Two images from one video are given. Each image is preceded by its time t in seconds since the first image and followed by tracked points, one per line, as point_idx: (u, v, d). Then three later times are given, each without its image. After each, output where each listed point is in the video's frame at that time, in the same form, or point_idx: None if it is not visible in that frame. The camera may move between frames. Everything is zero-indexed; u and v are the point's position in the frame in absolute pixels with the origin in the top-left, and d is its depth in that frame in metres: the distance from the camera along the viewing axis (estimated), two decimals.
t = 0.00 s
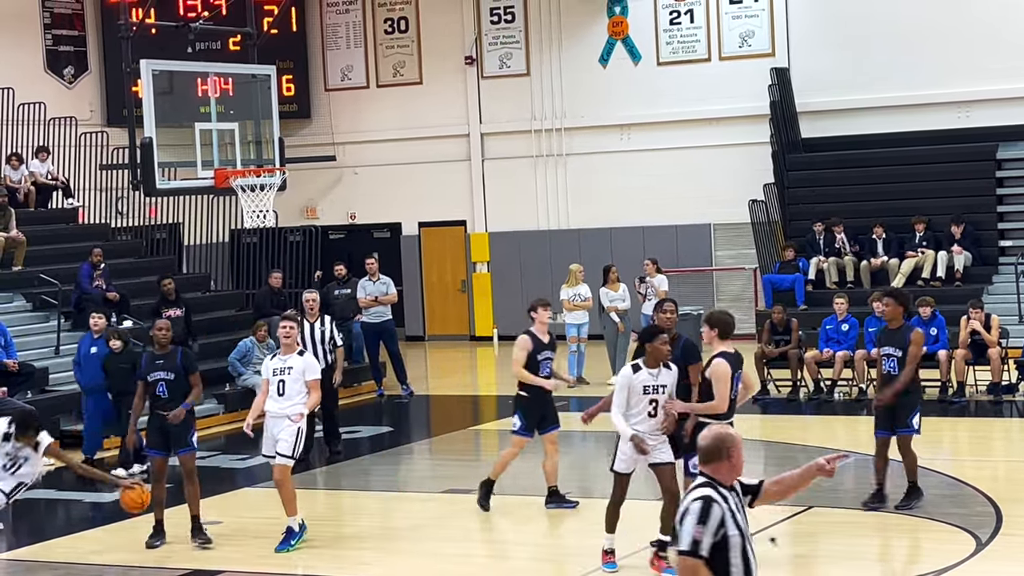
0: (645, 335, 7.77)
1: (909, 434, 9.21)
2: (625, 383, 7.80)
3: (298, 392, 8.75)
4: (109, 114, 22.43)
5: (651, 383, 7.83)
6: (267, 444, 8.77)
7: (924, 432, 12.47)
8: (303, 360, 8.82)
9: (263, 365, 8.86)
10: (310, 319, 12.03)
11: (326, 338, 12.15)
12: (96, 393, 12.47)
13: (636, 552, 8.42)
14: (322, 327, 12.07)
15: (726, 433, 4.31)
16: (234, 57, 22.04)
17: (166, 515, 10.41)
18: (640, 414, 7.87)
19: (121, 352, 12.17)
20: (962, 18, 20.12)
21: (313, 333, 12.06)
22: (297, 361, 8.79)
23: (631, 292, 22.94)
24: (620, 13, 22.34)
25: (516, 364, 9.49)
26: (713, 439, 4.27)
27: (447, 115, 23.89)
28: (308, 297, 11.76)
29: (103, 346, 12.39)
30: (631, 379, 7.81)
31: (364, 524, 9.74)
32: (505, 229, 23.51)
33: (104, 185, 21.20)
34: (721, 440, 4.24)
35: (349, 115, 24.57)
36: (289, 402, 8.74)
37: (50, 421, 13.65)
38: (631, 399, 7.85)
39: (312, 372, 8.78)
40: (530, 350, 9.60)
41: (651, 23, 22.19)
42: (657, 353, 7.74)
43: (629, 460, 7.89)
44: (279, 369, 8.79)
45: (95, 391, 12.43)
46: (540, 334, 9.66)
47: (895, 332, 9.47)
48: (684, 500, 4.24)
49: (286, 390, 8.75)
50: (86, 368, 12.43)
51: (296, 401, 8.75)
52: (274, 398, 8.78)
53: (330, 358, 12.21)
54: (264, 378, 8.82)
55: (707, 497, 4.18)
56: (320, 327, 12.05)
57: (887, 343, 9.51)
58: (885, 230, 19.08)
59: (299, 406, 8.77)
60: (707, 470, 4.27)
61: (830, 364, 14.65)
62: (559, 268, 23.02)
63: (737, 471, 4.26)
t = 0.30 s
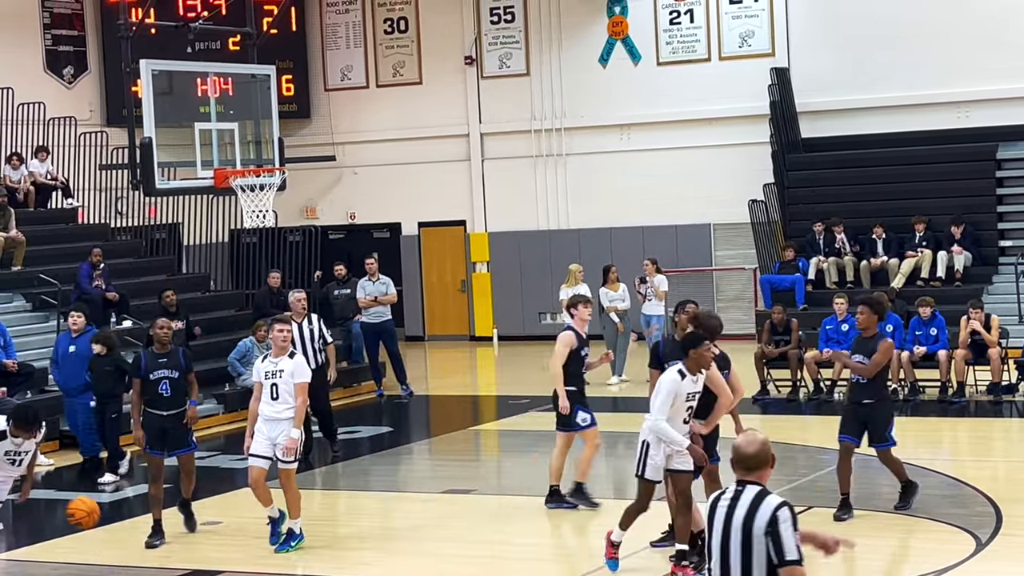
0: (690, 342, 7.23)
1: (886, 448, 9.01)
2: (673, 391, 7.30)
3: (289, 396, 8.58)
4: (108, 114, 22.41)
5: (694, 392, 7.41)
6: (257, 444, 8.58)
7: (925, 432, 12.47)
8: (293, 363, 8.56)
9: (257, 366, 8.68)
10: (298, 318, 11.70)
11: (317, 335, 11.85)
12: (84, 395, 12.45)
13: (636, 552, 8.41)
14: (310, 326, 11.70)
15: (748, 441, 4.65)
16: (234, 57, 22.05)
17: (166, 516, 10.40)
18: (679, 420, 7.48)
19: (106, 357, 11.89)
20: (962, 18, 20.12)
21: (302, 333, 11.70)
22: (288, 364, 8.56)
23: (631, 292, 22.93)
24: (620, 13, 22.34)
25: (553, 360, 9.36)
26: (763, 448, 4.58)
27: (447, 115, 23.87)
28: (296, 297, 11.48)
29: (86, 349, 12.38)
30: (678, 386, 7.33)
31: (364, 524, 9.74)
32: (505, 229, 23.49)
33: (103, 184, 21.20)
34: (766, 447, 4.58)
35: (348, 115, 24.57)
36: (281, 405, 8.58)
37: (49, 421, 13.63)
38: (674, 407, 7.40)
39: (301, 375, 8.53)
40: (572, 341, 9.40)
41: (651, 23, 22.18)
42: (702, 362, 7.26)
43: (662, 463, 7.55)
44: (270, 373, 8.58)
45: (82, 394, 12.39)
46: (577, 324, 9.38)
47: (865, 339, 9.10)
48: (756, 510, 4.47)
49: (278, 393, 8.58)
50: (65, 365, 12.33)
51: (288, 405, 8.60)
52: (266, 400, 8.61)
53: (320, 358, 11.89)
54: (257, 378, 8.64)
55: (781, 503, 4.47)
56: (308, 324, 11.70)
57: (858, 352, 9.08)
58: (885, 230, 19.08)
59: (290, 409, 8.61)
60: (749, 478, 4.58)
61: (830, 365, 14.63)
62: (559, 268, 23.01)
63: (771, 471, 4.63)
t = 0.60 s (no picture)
0: (723, 335, 7.27)
1: (870, 442, 8.96)
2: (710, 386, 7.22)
3: (289, 406, 8.39)
4: (108, 114, 22.41)
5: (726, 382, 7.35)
6: (261, 455, 8.36)
7: (924, 432, 12.47)
8: (288, 373, 8.39)
9: (247, 379, 8.43)
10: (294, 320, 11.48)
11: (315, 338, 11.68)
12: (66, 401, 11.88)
13: (635, 552, 8.40)
14: (309, 328, 11.57)
15: (781, 447, 4.48)
16: (234, 57, 22.08)
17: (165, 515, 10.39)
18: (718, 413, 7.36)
19: (90, 357, 11.48)
20: (962, 18, 20.12)
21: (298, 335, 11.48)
22: (282, 376, 8.37)
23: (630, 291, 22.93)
24: (619, 13, 22.35)
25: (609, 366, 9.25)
26: (798, 454, 4.42)
27: (447, 114, 23.87)
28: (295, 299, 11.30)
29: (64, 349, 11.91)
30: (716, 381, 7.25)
31: (363, 524, 9.73)
32: (505, 228, 23.50)
33: (103, 183, 21.20)
34: (800, 451, 4.44)
35: (348, 115, 24.56)
36: (280, 416, 8.38)
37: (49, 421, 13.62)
38: (710, 401, 7.29)
39: (300, 385, 8.39)
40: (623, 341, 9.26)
41: (650, 22, 22.19)
42: (738, 356, 7.29)
43: (717, 461, 7.39)
44: (266, 385, 8.38)
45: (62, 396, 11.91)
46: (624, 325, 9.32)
47: (856, 334, 9.00)
48: (802, 515, 4.29)
49: (278, 405, 8.38)
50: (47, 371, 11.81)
51: (288, 416, 8.41)
52: (264, 413, 8.39)
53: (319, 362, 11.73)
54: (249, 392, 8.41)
55: (824, 509, 4.30)
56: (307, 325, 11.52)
57: (845, 347, 9.02)
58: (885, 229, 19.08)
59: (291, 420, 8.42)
60: (784, 481, 4.42)
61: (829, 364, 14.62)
62: (558, 267, 23.01)
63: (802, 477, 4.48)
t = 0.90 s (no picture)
0: (763, 340, 7.30)
1: (883, 438, 8.92)
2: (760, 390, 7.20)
3: (299, 403, 8.40)
4: (107, 113, 22.42)
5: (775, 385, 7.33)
6: (268, 457, 8.26)
7: (924, 432, 12.46)
8: (293, 368, 8.45)
9: (250, 381, 8.38)
10: (300, 319, 11.45)
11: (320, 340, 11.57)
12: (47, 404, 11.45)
13: (634, 552, 8.39)
14: (315, 329, 11.45)
15: (773, 454, 4.53)
16: (233, 57, 22.09)
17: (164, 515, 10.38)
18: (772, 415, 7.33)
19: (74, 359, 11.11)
20: (962, 18, 20.12)
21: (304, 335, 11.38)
22: (289, 369, 8.43)
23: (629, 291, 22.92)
24: (619, 13, 22.36)
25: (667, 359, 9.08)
26: (790, 460, 4.49)
27: (446, 113, 23.86)
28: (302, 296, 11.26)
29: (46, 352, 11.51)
30: (765, 385, 7.23)
31: (362, 524, 9.72)
32: (505, 228, 23.49)
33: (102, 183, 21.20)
34: (791, 456, 4.51)
35: (347, 114, 24.57)
36: (292, 414, 8.35)
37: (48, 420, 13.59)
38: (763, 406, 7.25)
39: (305, 377, 8.49)
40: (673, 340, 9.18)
41: (649, 22, 22.19)
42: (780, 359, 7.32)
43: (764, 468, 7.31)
44: (274, 383, 8.36)
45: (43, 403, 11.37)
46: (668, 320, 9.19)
47: (857, 334, 8.99)
48: (801, 518, 4.31)
49: (288, 402, 8.36)
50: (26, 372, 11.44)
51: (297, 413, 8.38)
52: (274, 412, 8.32)
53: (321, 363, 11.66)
54: (252, 396, 8.36)
55: (820, 513, 4.33)
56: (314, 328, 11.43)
57: (853, 349, 8.97)
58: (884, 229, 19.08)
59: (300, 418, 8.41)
60: (777, 487, 4.46)
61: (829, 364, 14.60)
62: (558, 267, 23.00)
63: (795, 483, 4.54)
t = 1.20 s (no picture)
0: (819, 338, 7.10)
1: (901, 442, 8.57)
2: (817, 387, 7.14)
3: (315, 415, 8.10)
4: (107, 112, 22.42)
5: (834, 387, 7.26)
6: (279, 467, 8.05)
7: (923, 432, 12.46)
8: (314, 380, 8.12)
9: (273, 384, 7.98)
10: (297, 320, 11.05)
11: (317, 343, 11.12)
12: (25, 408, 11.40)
13: (634, 552, 8.38)
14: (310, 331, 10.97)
15: (787, 454, 4.54)
16: (233, 56, 22.07)
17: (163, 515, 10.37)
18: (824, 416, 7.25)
19: (58, 362, 11.33)
20: (961, 17, 20.11)
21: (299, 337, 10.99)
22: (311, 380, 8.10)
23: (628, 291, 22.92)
24: (618, 12, 22.37)
25: (708, 360, 9.13)
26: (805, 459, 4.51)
27: (445, 113, 23.85)
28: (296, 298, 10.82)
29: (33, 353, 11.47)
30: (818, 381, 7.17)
31: (362, 523, 9.71)
32: (504, 228, 23.48)
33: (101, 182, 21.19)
34: (806, 455, 4.53)
35: (346, 114, 24.56)
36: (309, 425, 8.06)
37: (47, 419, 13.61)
38: (822, 406, 7.19)
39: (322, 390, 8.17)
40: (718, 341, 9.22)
41: (648, 22, 22.19)
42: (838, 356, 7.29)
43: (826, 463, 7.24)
44: (294, 392, 8.03)
45: (26, 404, 11.40)
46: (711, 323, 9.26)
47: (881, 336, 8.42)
48: (815, 522, 4.33)
49: (305, 413, 8.05)
50: None
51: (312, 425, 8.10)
52: (290, 422, 8.02)
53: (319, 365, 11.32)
54: (273, 398, 7.95)
55: (833, 514, 4.36)
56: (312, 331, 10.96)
57: (881, 351, 8.40)
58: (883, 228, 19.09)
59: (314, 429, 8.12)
60: (791, 487, 4.49)
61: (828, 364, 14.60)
62: (557, 266, 23.00)
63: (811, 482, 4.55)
